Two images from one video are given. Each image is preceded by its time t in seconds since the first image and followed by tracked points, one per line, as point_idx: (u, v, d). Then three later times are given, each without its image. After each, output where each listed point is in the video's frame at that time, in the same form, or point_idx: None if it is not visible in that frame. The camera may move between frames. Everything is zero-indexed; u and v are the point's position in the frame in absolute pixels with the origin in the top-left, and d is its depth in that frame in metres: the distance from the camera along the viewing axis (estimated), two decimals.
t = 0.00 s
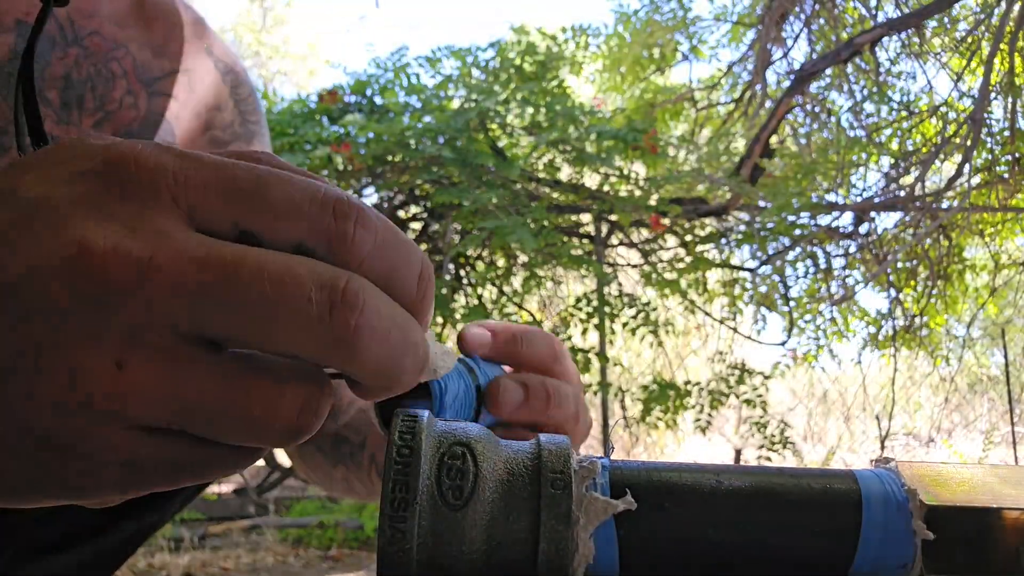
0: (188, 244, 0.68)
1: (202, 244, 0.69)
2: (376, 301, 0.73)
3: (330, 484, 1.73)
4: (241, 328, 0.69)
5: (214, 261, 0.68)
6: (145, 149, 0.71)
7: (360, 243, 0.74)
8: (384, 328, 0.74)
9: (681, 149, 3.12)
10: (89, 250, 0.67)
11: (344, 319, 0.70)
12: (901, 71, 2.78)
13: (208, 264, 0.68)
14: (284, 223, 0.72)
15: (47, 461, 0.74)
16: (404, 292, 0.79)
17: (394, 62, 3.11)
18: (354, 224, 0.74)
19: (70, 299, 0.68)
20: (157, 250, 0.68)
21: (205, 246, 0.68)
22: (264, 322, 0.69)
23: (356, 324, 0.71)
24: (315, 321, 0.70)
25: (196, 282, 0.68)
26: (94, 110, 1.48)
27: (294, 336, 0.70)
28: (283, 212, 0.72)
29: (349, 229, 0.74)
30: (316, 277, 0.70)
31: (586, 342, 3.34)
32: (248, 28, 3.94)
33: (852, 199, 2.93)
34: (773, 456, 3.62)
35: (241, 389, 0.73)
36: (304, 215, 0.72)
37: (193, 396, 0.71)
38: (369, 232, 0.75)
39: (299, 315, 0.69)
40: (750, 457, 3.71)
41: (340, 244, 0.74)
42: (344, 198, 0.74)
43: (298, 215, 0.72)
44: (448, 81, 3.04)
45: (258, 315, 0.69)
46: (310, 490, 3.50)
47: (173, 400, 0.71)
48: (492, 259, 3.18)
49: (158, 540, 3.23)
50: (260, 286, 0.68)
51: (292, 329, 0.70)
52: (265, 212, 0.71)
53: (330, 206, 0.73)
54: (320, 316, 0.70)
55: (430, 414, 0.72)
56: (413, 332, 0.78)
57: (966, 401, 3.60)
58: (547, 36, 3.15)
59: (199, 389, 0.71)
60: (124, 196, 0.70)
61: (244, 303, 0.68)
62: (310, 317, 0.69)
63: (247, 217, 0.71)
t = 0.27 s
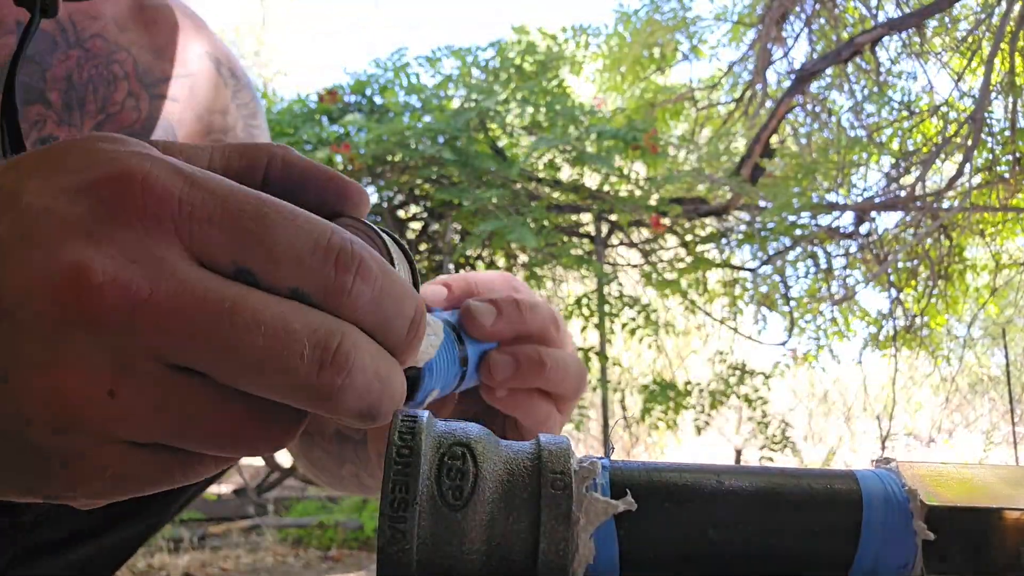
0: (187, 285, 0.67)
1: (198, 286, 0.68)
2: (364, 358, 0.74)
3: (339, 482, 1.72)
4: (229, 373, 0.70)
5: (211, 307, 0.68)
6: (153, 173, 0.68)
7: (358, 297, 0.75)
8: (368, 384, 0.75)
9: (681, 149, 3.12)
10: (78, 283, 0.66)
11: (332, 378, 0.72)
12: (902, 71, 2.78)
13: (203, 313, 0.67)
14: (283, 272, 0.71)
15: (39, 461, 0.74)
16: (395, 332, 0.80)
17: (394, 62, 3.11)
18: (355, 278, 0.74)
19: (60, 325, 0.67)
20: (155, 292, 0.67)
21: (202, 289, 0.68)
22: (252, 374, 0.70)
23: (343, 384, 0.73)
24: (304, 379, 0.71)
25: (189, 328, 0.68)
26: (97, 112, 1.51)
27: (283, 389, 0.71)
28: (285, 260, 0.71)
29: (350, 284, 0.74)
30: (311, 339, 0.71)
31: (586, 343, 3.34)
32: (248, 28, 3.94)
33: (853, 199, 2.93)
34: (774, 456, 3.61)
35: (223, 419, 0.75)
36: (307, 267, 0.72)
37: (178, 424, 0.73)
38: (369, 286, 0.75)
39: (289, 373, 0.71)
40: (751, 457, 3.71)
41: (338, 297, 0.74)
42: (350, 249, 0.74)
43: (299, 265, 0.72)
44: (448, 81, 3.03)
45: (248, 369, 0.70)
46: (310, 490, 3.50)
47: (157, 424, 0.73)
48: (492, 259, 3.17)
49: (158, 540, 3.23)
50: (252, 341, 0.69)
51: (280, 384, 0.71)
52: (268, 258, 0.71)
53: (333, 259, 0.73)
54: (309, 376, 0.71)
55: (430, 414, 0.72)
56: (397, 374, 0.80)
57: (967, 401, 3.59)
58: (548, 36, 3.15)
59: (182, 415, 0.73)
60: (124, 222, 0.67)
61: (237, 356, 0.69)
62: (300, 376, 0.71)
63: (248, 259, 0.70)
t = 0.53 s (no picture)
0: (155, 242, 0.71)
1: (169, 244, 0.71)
2: (334, 301, 0.75)
3: (332, 482, 1.72)
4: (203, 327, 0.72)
5: (179, 261, 0.71)
6: (109, 143, 0.74)
7: (327, 243, 0.77)
8: (342, 331, 0.76)
9: (681, 149, 3.12)
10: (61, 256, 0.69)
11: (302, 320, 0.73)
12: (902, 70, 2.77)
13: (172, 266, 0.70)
14: (251, 224, 0.74)
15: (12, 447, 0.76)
16: (374, 289, 0.81)
17: (394, 62, 3.10)
18: (321, 223, 0.76)
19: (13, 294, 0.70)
20: (123, 251, 0.70)
21: (166, 245, 0.71)
22: (223, 321, 0.72)
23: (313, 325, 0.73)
24: (273, 321, 0.72)
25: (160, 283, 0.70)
26: (94, 113, 1.45)
27: (255, 336, 0.72)
28: (251, 212, 0.74)
29: (316, 229, 0.76)
30: (274, 279, 0.72)
31: (586, 343, 3.33)
32: (248, 27, 3.93)
33: (853, 199, 2.92)
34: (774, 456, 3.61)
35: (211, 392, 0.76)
36: (272, 216, 0.75)
37: (166, 397, 0.74)
38: (337, 231, 0.77)
39: (259, 317, 0.72)
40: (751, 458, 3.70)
41: (307, 244, 0.76)
42: (310, 198, 0.76)
43: (265, 216, 0.75)
44: (448, 80, 3.03)
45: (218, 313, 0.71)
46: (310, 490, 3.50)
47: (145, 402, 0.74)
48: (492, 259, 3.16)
49: (157, 541, 3.22)
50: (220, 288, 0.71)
51: (252, 330, 0.72)
52: (233, 213, 0.74)
53: (299, 206, 0.75)
54: (277, 318, 0.72)
55: (430, 414, 0.71)
56: (382, 332, 0.80)
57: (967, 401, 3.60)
58: (548, 35, 3.14)
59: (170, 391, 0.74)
60: (78, 188, 0.72)
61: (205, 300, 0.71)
62: (268, 317, 0.72)
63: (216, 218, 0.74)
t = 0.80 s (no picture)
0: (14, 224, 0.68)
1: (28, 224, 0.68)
2: (196, 237, 0.69)
3: (320, 481, 1.71)
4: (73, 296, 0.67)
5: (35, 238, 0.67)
6: None
7: (184, 173, 0.70)
8: (218, 270, 0.69)
9: (681, 149, 3.12)
10: None
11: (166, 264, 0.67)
12: (902, 70, 2.77)
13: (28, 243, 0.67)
14: (101, 175, 0.69)
15: None
16: (254, 214, 0.74)
17: (393, 62, 3.11)
18: (174, 152, 0.69)
19: None
20: None
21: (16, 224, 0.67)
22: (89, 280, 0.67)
23: (175, 267, 0.67)
24: (133, 269, 0.66)
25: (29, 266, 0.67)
26: (94, 112, 1.43)
27: (121, 293, 0.67)
28: (97, 162, 0.69)
29: (170, 158, 0.69)
30: (122, 225, 0.67)
31: (586, 343, 3.34)
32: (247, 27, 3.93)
33: (853, 199, 2.92)
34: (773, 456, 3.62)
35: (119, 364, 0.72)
36: (118, 158, 0.69)
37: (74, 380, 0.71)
38: (193, 154, 0.70)
39: (120, 269, 0.66)
40: (750, 458, 3.71)
41: (163, 178, 0.69)
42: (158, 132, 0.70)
43: (112, 163, 0.69)
44: (448, 80, 3.02)
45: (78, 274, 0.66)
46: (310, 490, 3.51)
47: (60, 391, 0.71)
48: (492, 259, 3.16)
49: (157, 541, 3.22)
50: (76, 250, 0.66)
51: (116, 283, 0.66)
52: (82, 170, 0.69)
53: (143, 142, 0.69)
54: (135, 264, 0.66)
55: (430, 414, 0.71)
56: (268, 260, 0.73)
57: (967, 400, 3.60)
58: (548, 35, 3.14)
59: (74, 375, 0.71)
60: None
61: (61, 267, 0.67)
62: (127, 266, 0.66)
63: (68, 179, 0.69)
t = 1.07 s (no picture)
0: None
1: None
2: (142, 96, 0.65)
3: (323, 460, 1.64)
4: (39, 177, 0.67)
5: None
6: None
7: (122, 49, 0.66)
8: (170, 123, 0.66)
9: (681, 149, 3.13)
10: None
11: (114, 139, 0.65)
12: (902, 70, 2.77)
13: None
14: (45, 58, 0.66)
15: None
16: (204, 77, 0.69)
17: (394, 62, 3.11)
18: (106, 28, 0.65)
19: None
20: None
21: None
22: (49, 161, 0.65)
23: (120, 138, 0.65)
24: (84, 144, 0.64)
25: None
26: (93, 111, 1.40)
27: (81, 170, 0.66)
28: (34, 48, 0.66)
29: (103, 35, 0.65)
30: (65, 105, 0.65)
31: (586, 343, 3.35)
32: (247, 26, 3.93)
33: (853, 200, 2.92)
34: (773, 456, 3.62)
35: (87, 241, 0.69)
36: (53, 43, 0.65)
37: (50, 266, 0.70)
38: (126, 26, 0.66)
39: (72, 147, 0.65)
40: (751, 458, 3.71)
41: (104, 56, 0.66)
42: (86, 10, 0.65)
43: (50, 50, 0.66)
44: (448, 80, 3.03)
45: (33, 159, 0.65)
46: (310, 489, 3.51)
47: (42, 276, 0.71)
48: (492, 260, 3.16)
49: (157, 541, 3.21)
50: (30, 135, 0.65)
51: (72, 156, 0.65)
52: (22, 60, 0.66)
53: (74, 21, 0.65)
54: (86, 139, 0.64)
55: (430, 414, 0.71)
56: (215, 109, 0.68)
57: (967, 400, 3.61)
58: (548, 35, 3.14)
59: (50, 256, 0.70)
60: None
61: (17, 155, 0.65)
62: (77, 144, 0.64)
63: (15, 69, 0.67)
